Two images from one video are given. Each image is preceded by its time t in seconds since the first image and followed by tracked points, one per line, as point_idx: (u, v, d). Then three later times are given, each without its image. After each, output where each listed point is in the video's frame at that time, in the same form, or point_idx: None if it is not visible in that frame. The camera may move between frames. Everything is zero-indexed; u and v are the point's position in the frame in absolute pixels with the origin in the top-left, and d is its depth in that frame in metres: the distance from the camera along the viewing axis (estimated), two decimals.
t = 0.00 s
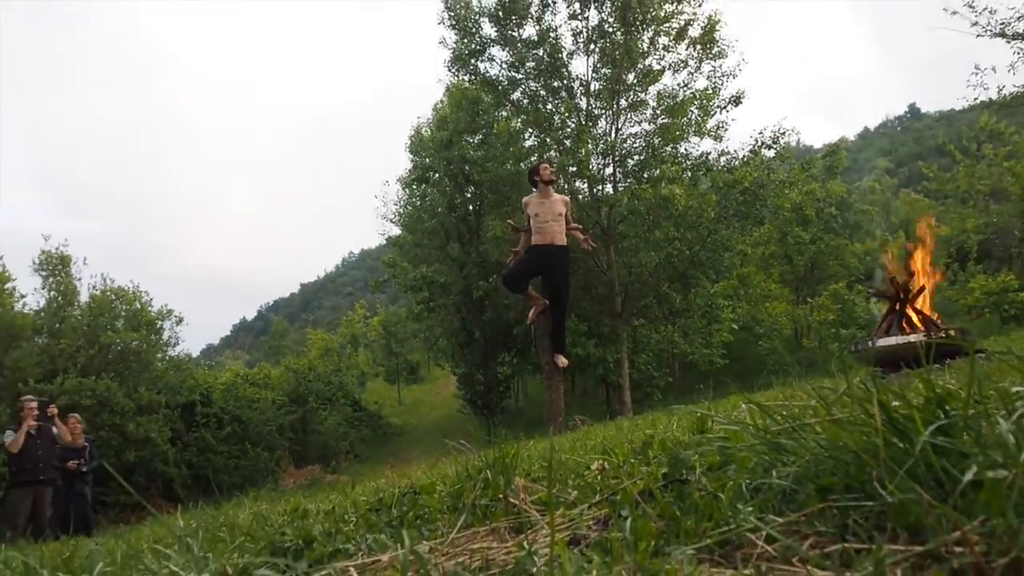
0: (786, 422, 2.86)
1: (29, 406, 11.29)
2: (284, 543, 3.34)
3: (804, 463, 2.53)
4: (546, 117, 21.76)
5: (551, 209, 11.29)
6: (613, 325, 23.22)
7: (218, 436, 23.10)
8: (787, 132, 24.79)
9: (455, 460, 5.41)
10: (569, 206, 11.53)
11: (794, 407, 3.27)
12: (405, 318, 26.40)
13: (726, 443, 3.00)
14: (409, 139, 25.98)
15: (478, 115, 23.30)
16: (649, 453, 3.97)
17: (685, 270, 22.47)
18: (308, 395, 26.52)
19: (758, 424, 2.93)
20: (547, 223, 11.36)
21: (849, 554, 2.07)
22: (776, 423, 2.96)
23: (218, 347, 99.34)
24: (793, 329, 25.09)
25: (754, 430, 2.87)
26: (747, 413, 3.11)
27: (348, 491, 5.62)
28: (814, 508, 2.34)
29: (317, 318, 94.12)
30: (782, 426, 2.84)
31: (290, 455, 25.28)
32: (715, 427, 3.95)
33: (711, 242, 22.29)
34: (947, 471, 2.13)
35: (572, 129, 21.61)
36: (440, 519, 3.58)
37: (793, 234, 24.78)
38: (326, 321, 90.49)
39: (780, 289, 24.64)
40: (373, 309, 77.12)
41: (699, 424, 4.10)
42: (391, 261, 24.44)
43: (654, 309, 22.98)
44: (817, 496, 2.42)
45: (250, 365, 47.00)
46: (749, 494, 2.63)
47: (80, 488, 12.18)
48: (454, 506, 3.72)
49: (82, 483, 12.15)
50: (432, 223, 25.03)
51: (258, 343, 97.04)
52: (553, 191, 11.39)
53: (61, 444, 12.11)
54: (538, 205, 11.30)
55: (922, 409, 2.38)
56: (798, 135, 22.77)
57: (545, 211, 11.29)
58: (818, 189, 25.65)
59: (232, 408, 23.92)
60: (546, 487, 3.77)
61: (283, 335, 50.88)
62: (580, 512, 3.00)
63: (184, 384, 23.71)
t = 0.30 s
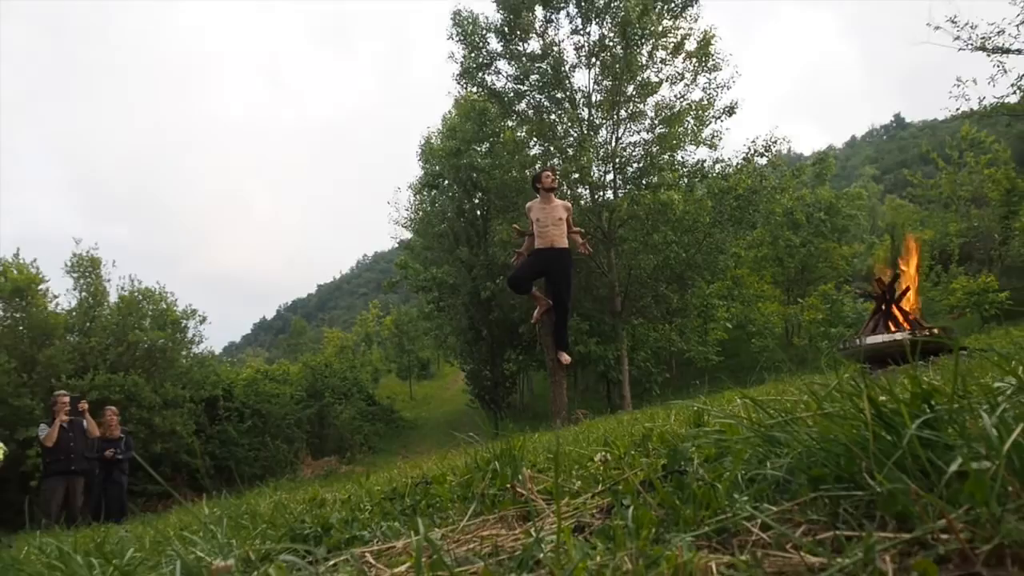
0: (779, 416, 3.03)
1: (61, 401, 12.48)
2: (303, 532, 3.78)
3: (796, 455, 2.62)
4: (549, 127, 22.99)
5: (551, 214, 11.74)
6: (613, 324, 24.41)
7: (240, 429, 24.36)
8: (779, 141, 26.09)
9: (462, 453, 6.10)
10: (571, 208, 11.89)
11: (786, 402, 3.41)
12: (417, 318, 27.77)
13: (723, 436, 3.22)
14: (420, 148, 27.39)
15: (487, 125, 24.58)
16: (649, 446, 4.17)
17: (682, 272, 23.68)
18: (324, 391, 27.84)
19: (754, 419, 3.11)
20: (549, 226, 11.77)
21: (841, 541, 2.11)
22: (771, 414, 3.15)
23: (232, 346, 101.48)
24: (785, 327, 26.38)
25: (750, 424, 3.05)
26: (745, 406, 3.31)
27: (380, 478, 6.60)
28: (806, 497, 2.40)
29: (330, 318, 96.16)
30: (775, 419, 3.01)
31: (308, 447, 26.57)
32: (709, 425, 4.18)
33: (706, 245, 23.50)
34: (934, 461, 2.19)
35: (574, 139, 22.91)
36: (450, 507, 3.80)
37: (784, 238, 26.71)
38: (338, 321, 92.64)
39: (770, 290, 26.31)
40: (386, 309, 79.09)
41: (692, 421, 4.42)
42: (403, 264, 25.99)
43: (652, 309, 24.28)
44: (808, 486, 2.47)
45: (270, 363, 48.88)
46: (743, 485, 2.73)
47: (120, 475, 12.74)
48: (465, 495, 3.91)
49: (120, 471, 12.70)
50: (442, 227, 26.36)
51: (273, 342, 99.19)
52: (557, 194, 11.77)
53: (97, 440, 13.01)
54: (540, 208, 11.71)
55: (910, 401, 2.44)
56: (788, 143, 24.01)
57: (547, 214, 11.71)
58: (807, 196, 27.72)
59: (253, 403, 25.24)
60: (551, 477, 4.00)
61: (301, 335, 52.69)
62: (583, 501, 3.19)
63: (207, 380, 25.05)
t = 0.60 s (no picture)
0: (776, 404, 3.12)
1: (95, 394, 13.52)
2: (323, 516, 4.11)
3: (793, 443, 2.74)
4: (552, 133, 24.21)
5: (553, 217, 12.42)
6: (615, 319, 25.69)
7: (261, 420, 25.71)
8: (772, 145, 27.36)
9: (471, 443, 7.26)
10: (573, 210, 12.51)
11: (783, 390, 3.46)
12: (429, 314, 29.18)
13: (722, 423, 3.31)
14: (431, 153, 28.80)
15: (494, 131, 25.87)
16: (651, 435, 4.31)
17: (680, 270, 24.92)
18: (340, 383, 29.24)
19: (750, 407, 3.20)
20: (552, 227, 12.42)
21: (833, 524, 2.31)
22: (767, 402, 3.24)
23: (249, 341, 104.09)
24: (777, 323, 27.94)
25: (747, 411, 3.14)
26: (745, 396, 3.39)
27: (399, 463, 7.71)
28: (803, 483, 2.55)
29: (344, 314, 98.44)
30: (771, 407, 3.10)
31: (326, 437, 28.01)
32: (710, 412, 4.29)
33: (703, 244, 24.70)
34: (921, 449, 2.36)
35: (576, 144, 23.99)
36: (462, 494, 4.12)
37: (778, 238, 28.20)
38: (353, 317, 95.04)
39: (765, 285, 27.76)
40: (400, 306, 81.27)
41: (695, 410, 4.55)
42: (415, 264, 27.34)
43: (651, 306, 25.58)
44: (805, 473, 2.61)
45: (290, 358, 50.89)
46: (743, 471, 2.84)
47: (155, 456, 14.15)
48: (475, 482, 4.22)
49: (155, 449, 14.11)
50: (452, 228, 27.73)
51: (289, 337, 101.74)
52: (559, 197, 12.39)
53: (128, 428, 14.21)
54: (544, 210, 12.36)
55: (900, 392, 2.60)
56: (780, 148, 25.23)
57: (550, 216, 12.35)
58: (800, 197, 29.05)
59: (273, 395, 26.66)
60: (558, 463, 4.26)
61: (319, 330, 54.72)
62: (587, 487, 3.31)
63: (231, 373, 26.48)
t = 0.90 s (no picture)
0: (782, 394, 3.27)
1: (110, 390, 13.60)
2: (340, 504, 4.33)
3: (799, 431, 2.88)
4: (558, 129, 24.29)
5: (562, 211, 12.70)
6: (622, 312, 26.02)
7: (274, 413, 26.15)
8: (776, 139, 27.61)
9: (479, 435, 7.59)
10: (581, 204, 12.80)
11: (789, 380, 3.60)
12: (437, 309, 29.59)
13: (730, 412, 3.45)
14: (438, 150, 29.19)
15: (501, 126, 26.13)
16: (659, 425, 4.48)
17: (685, 263, 25.19)
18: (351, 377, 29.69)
19: (756, 398, 3.35)
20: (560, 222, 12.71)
21: (844, 510, 2.41)
22: (774, 392, 3.38)
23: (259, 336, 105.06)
24: (781, 315, 28.23)
25: (754, 401, 3.29)
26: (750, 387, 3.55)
27: (410, 455, 8.00)
28: (809, 469, 2.69)
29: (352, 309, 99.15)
30: (778, 396, 3.25)
31: (337, 430, 28.46)
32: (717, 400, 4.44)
33: (708, 238, 25.06)
34: (928, 435, 2.48)
35: (582, 139, 24.18)
36: (474, 483, 4.37)
37: (782, 232, 28.57)
38: (362, 312, 95.77)
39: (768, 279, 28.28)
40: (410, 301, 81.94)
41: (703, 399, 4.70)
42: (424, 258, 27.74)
43: (657, 299, 25.94)
44: (812, 460, 2.74)
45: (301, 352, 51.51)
46: (751, 459, 2.96)
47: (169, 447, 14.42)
48: (487, 473, 4.43)
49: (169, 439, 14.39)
50: (460, 223, 28.12)
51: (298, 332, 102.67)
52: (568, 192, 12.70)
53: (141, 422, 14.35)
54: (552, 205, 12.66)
55: (907, 379, 2.71)
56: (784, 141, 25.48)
57: (558, 210, 12.64)
58: (803, 190, 29.21)
59: (285, 388, 27.10)
60: (568, 455, 4.45)
61: (329, 325, 55.38)
62: (598, 477, 3.50)
63: (243, 368, 26.93)
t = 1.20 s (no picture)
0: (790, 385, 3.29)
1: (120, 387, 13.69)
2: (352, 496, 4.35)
3: (808, 420, 2.89)
4: (564, 123, 24.27)
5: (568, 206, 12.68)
6: (629, 306, 26.04)
7: (282, 409, 26.25)
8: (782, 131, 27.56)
9: (490, 429, 7.61)
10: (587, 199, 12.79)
11: (796, 372, 3.61)
12: (444, 304, 29.66)
13: (737, 402, 3.47)
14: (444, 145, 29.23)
15: (506, 121, 26.14)
16: (667, 417, 4.50)
17: (692, 256, 25.17)
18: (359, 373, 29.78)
19: (765, 388, 3.36)
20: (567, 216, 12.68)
21: (854, 498, 2.42)
22: (783, 382, 3.40)
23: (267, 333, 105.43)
24: (789, 308, 28.20)
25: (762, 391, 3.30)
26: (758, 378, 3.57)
27: (419, 449, 8.05)
28: (818, 459, 2.70)
29: (361, 305, 99.41)
30: (787, 386, 3.26)
31: (345, 425, 28.58)
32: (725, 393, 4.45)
33: (715, 230, 24.96)
34: (939, 423, 2.49)
35: (587, 133, 24.15)
36: (483, 475, 4.37)
37: (789, 224, 28.57)
38: (370, 308, 95.94)
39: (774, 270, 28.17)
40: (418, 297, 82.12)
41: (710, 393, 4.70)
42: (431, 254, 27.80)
43: (664, 291, 25.95)
44: (822, 449, 2.76)
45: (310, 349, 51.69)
46: (760, 449, 2.97)
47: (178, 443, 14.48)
48: (496, 465, 4.43)
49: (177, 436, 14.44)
50: (466, 219, 28.16)
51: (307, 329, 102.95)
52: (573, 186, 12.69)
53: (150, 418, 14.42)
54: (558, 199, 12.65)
55: (916, 368, 2.73)
56: (789, 133, 25.43)
57: (565, 204, 12.62)
58: (810, 182, 29.04)
59: (293, 384, 27.19)
60: (575, 447, 4.46)
61: (337, 321, 55.56)
62: (608, 468, 3.50)
63: (251, 364, 27.02)
